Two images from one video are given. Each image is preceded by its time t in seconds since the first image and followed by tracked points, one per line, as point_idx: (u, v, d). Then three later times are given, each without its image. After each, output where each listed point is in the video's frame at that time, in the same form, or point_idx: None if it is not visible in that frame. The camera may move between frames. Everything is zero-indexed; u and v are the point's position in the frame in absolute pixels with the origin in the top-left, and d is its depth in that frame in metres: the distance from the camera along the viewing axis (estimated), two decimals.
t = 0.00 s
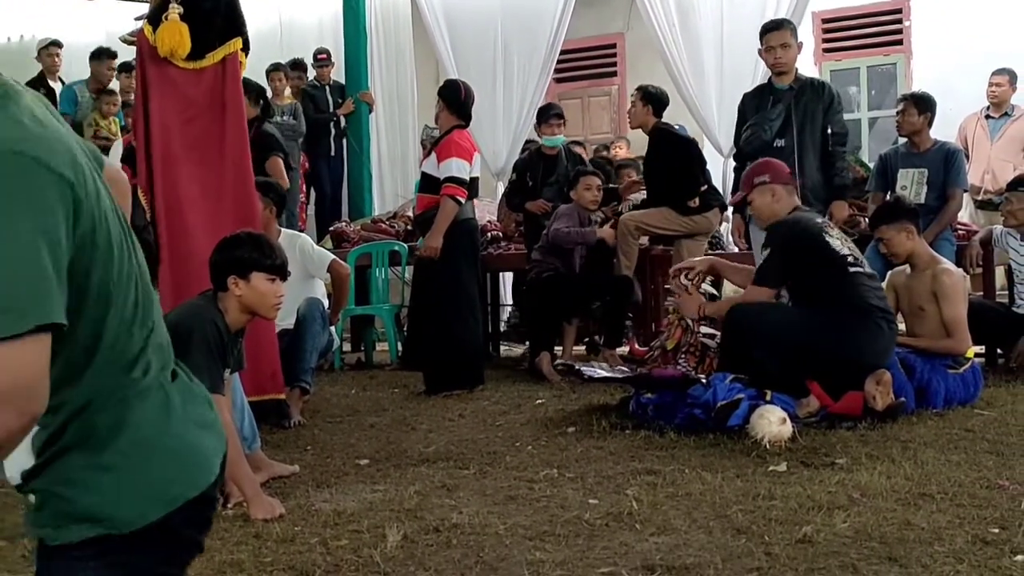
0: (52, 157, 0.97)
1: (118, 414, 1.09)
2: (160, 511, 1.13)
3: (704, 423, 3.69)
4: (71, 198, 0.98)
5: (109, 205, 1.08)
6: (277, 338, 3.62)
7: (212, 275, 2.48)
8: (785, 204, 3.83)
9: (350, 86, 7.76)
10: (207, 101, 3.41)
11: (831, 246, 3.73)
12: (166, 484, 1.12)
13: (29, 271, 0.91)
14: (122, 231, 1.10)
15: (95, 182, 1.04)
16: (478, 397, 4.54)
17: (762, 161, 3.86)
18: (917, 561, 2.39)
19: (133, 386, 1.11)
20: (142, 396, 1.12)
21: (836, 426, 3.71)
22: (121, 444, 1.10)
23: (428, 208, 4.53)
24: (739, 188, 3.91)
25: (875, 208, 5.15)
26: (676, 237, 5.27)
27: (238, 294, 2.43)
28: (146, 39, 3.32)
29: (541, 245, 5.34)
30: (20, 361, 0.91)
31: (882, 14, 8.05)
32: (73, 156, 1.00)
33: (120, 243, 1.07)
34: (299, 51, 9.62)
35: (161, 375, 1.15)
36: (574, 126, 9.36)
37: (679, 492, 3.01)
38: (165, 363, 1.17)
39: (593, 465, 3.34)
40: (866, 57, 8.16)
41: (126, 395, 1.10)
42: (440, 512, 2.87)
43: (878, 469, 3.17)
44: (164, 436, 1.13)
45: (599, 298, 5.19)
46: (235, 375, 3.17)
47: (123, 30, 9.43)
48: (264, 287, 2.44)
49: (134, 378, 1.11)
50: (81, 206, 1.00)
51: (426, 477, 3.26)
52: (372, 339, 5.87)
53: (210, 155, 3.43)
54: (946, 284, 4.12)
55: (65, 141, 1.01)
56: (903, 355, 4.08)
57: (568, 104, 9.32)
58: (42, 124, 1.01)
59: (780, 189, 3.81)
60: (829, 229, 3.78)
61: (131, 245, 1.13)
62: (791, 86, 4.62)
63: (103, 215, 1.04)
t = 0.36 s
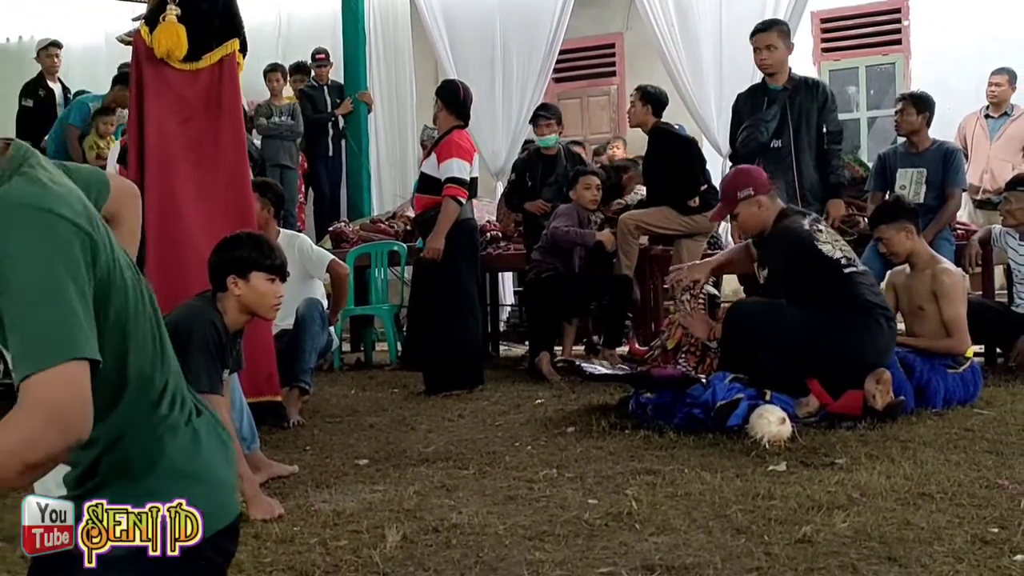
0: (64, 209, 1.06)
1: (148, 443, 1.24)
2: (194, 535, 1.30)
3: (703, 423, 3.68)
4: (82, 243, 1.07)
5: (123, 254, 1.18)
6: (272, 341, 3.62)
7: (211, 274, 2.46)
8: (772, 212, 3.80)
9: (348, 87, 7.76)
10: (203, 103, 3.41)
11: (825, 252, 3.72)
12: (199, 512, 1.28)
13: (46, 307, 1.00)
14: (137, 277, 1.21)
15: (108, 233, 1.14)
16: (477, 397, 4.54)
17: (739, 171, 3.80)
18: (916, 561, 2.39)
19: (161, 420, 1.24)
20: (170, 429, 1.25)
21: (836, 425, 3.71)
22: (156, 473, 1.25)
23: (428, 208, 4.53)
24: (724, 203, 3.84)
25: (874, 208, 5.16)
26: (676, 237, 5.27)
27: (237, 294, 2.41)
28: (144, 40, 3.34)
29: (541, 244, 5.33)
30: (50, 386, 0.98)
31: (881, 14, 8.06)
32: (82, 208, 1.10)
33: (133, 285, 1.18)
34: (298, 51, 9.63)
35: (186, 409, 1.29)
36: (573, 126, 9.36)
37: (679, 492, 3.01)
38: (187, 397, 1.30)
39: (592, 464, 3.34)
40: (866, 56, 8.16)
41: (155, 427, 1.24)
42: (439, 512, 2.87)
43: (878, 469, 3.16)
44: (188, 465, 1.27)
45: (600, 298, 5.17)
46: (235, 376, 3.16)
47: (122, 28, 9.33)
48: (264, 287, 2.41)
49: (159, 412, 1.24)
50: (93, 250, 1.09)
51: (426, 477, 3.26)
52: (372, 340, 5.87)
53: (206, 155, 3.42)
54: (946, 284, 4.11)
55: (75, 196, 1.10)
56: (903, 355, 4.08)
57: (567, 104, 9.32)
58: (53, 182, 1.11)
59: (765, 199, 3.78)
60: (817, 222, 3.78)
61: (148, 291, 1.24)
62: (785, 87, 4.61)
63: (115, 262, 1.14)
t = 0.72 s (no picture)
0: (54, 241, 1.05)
1: (176, 479, 1.27)
2: (223, 563, 1.33)
3: (703, 422, 3.68)
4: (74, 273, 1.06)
5: (124, 283, 1.18)
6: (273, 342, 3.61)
7: (212, 274, 2.46)
8: (773, 219, 3.73)
9: (348, 86, 7.76)
10: (202, 103, 3.41)
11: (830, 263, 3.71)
12: (230, 539, 1.33)
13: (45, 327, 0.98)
14: (142, 307, 1.20)
15: (104, 263, 1.14)
16: (478, 397, 4.54)
17: (740, 176, 3.71)
18: (918, 560, 2.39)
19: (185, 452, 1.27)
20: (195, 460, 1.29)
21: (836, 424, 3.71)
22: (188, 505, 1.29)
23: (428, 208, 4.53)
24: (722, 211, 3.76)
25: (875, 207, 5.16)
26: (677, 237, 5.24)
27: (239, 293, 2.41)
28: (144, 40, 3.35)
29: (542, 244, 5.34)
30: (63, 407, 0.96)
31: (881, 14, 8.06)
32: (74, 239, 1.09)
33: (138, 314, 1.18)
34: (298, 51, 9.63)
35: (209, 437, 1.32)
36: (573, 125, 9.36)
37: (680, 491, 3.01)
38: (210, 426, 1.33)
39: (593, 464, 3.34)
40: (866, 55, 8.16)
41: (179, 458, 1.27)
42: (440, 512, 2.87)
43: (879, 468, 3.16)
44: (213, 493, 1.31)
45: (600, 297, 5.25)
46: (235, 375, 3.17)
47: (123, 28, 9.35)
48: (264, 287, 2.40)
49: (182, 443, 1.27)
50: (86, 280, 1.08)
51: (426, 477, 3.26)
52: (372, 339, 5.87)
53: (206, 155, 3.42)
54: (947, 283, 4.11)
55: (65, 229, 1.10)
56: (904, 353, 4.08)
57: (567, 103, 9.32)
58: (44, 217, 1.10)
59: (766, 207, 3.71)
60: (819, 225, 3.73)
61: (153, 319, 1.23)
62: (784, 86, 4.61)
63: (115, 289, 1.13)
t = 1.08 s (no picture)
0: (44, 239, 1.04)
1: (180, 480, 1.28)
2: (227, 563, 1.34)
3: (704, 422, 3.69)
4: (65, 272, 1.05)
5: (123, 281, 1.17)
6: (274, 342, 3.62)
7: (212, 274, 2.46)
8: (767, 229, 3.70)
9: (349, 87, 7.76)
10: (202, 102, 3.42)
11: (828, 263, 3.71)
12: (234, 541, 1.34)
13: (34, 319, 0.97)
14: (142, 305, 1.19)
15: (99, 262, 1.13)
16: (479, 397, 4.55)
17: (732, 189, 3.68)
18: (919, 559, 2.39)
19: (190, 453, 1.28)
20: (200, 460, 1.29)
21: (836, 424, 3.71)
22: (193, 505, 1.30)
23: (429, 208, 4.54)
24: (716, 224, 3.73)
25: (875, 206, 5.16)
26: (674, 235, 5.17)
27: (239, 292, 2.41)
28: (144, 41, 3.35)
29: (543, 245, 5.36)
30: (52, 398, 0.95)
31: (881, 14, 8.06)
32: (62, 237, 1.07)
33: (136, 313, 1.16)
34: (297, 52, 9.63)
35: (215, 439, 1.32)
36: (574, 125, 9.37)
37: (680, 491, 3.01)
38: (216, 428, 1.33)
39: (594, 464, 3.35)
40: (867, 55, 8.17)
41: (185, 459, 1.27)
42: (441, 512, 2.87)
43: (879, 468, 3.16)
44: (217, 493, 1.32)
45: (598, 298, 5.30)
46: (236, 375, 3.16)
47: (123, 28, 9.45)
48: (265, 286, 2.39)
49: (188, 444, 1.26)
50: (78, 277, 1.07)
51: (427, 477, 3.26)
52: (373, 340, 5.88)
53: (206, 156, 3.42)
54: (948, 283, 4.11)
55: (57, 228, 1.08)
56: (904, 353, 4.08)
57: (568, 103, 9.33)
58: (35, 217, 1.08)
59: (759, 217, 3.68)
60: (814, 228, 3.74)
61: (154, 318, 1.23)
62: (782, 86, 4.61)
63: (110, 287, 1.12)
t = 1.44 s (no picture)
0: (43, 241, 1.03)
1: (191, 482, 1.27)
2: (233, 568, 1.31)
3: (705, 422, 3.69)
4: (64, 274, 1.04)
5: (128, 282, 1.16)
6: (276, 341, 3.62)
7: (212, 275, 2.46)
8: (760, 232, 3.72)
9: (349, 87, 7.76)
10: (206, 102, 3.42)
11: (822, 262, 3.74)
12: (242, 544, 1.31)
13: (28, 322, 0.96)
14: (148, 306, 1.18)
15: (102, 264, 1.12)
16: (480, 397, 4.55)
17: (721, 195, 3.69)
18: (919, 559, 2.39)
19: (200, 455, 1.26)
20: (210, 462, 1.28)
21: (837, 424, 3.69)
22: (204, 508, 1.28)
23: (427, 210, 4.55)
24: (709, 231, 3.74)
25: (876, 206, 5.16)
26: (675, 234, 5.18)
27: (240, 293, 2.42)
28: (147, 41, 3.34)
29: (546, 245, 5.29)
30: (48, 397, 0.94)
31: (882, 13, 8.05)
32: (58, 241, 1.06)
33: (138, 317, 1.14)
34: (297, 52, 9.62)
35: (225, 441, 1.31)
36: (575, 125, 9.37)
37: (681, 491, 3.01)
38: (226, 429, 1.31)
39: (595, 463, 3.35)
40: (868, 54, 8.15)
41: (193, 461, 1.26)
42: (441, 512, 2.87)
43: (879, 467, 3.16)
44: (228, 495, 1.31)
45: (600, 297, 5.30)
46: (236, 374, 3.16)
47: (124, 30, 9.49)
48: (266, 287, 2.41)
49: (196, 445, 1.25)
50: (76, 281, 1.06)
51: (428, 477, 3.26)
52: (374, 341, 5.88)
53: (209, 155, 3.42)
54: (949, 283, 4.11)
55: (59, 231, 1.08)
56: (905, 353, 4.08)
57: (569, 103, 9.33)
58: (35, 221, 1.07)
59: (751, 221, 3.70)
60: (803, 228, 3.78)
61: (162, 318, 1.21)
62: (790, 85, 4.60)
63: (113, 289, 1.11)
